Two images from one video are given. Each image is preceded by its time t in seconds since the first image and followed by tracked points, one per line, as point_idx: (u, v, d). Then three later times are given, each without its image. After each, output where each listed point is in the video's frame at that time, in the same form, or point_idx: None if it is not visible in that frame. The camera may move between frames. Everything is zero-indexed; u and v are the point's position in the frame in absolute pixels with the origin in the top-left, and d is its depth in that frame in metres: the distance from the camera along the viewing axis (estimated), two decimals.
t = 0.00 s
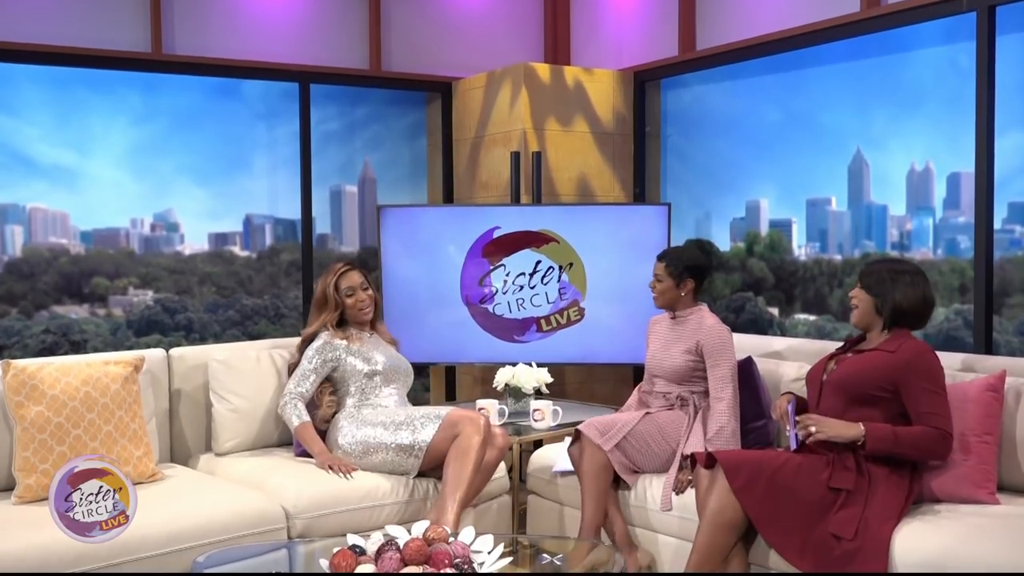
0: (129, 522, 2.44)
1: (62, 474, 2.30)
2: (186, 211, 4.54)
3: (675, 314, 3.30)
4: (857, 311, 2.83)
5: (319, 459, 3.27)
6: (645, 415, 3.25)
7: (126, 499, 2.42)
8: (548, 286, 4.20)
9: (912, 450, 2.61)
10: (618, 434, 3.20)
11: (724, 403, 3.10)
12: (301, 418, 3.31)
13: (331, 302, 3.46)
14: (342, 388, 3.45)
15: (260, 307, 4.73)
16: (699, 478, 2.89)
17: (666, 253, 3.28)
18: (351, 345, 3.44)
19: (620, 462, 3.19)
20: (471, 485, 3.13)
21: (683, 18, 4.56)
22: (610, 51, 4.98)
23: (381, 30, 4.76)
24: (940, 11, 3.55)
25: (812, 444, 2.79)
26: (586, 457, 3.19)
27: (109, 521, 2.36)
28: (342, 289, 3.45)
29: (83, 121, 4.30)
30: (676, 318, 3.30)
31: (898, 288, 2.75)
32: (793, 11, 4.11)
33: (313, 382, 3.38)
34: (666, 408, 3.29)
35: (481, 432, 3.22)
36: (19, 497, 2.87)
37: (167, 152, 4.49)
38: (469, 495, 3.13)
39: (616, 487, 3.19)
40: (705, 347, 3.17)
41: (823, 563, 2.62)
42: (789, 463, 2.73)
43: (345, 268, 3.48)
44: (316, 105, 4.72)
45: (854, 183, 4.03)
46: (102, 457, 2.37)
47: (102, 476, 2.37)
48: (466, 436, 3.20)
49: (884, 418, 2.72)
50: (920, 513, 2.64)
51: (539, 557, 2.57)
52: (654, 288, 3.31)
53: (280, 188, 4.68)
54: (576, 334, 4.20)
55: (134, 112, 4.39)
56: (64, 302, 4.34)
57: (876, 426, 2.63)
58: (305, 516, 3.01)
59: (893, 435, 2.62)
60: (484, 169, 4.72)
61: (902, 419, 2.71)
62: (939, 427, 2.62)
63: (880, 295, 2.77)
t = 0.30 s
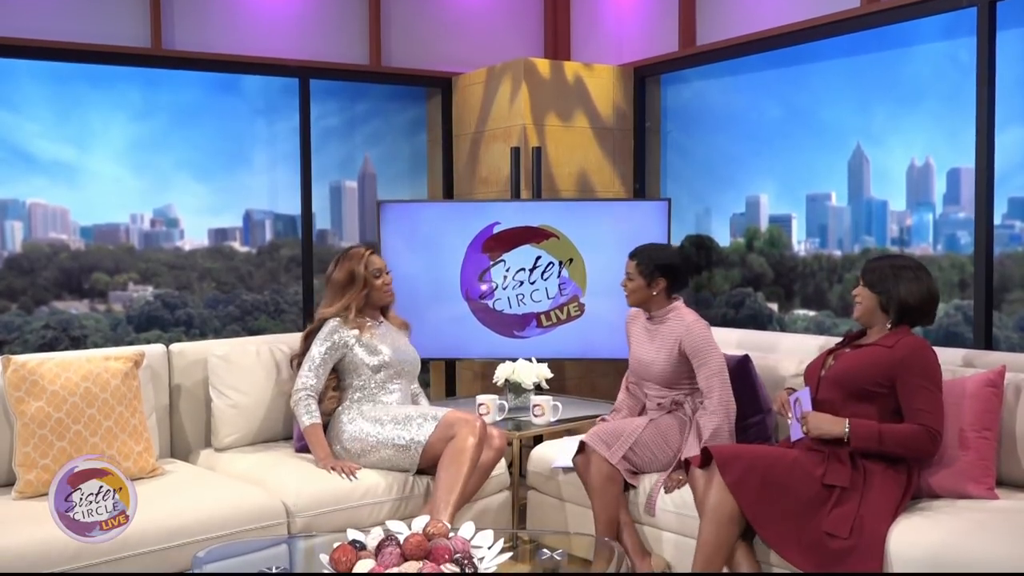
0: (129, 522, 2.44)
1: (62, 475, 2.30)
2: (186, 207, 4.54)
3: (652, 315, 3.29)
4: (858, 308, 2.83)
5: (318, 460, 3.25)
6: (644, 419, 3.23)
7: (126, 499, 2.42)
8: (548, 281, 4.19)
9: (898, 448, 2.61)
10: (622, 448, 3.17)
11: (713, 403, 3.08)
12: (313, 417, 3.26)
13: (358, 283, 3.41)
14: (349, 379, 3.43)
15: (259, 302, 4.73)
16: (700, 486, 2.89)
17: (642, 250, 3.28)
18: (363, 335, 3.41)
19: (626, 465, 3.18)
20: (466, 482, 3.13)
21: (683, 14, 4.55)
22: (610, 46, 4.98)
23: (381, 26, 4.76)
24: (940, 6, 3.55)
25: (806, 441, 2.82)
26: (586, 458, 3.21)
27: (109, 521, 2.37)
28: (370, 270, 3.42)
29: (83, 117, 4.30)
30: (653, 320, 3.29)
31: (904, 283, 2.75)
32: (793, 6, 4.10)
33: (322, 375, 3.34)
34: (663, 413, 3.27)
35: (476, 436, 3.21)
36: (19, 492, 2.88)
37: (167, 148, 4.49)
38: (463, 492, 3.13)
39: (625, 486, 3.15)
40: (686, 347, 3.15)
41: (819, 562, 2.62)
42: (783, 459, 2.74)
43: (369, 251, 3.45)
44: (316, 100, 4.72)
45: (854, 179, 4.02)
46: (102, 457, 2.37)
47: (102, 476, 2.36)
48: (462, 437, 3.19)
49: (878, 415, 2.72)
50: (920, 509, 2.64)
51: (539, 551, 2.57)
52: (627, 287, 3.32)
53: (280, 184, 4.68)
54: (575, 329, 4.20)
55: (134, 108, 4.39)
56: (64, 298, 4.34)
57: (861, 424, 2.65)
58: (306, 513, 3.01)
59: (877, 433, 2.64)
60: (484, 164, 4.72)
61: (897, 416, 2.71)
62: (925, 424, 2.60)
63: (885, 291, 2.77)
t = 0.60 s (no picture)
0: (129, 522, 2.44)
1: (62, 475, 2.29)
2: (186, 201, 4.54)
3: (630, 322, 3.26)
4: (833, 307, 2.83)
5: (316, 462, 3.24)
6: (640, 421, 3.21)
7: (126, 499, 2.41)
8: (548, 276, 4.20)
9: (888, 448, 2.65)
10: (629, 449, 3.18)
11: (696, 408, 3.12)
12: (317, 417, 3.23)
13: (379, 269, 3.35)
14: (355, 374, 3.39)
15: (260, 297, 4.73)
16: (708, 494, 2.85)
17: (611, 252, 3.24)
18: (376, 327, 3.37)
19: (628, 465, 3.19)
20: (467, 479, 3.14)
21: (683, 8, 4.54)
22: (610, 41, 4.97)
23: (380, 21, 4.75)
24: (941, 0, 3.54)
25: (799, 442, 2.84)
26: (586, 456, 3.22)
27: (109, 521, 2.37)
28: (392, 255, 3.37)
29: (82, 111, 4.29)
30: (631, 325, 3.26)
31: (877, 273, 2.74)
32: None
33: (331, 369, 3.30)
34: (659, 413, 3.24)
35: (473, 443, 3.18)
36: (20, 487, 2.88)
37: (166, 143, 4.48)
38: (463, 489, 3.14)
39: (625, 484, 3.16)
40: (668, 355, 3.13)
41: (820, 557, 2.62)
42: (792, 455, 2.72)
43: (391, 236, 3.40)
44: (316, 95, 4.71)
45: (854, 174, 4.02)
46: (102, 457, 2.36)
47: (102, 476, 2.36)
48: (462, 440, 3.18)
49: (866, 415, 2.73)
50: (918, 504, 2.66)
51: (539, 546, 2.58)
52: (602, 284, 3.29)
53: (279, 179, 4.67)
54: (575, 324, 4.20)
55: (133, 102, 4.39)
56: (64, 293, 4.34)
57: (851, 427, 2.68)
58: (307, 510, 3.01)
59: (867, 433, 2.66)
60: (484, 159, 4.72)
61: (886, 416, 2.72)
62: (913, 421, 2.63)
63: (859, 285, 2.76)
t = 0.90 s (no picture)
0: (130, 522, 2.38)
1: (62, 474, 2.25)
2: (185, 196, 4.54)
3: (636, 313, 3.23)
4: (808, 305, 2.77)
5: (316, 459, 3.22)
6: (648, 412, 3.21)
7: (126, 499, 2.36)
8: (548, 271, 4.20)
9: (863, 449, 2.63)
10: (640, 442, 3.16)
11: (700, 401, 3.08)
12: (328, 410, 3.22)
13: (416, 255, 3.35)
14: (364, 361, 3.40)
15: (259, 292, 4.73)
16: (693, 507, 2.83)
17: (618, 239, 3.23)
18: (393, 315, 3.36)
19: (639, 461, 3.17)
20: (461, 472, 3.14)
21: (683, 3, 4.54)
22: (610, 36, 4.97)
23: (380, 16, 4.75)
24: None
25: (778, 449, 2.81)
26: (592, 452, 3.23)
27: (109, 521, 2.31)
28: (425, 241, 3.37)
29: (82, 106, 4.29)
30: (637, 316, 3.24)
31: (850, 267, 2.69)
32: None
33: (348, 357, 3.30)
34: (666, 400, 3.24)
35: (466, 436, 3.18)
36: (20, 481, 2.89)
37: (166, 138, 4.48)
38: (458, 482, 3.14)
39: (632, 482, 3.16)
40: (677, 344, 3.10)
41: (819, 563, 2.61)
42: (770, 466, 2.68)
43: (421, 221, 3.40)
44: (316, 90, 4.71)
45: (854, 168, 4.02)
46: (103, 456, 2.31)
47: (103, 476, 2.31)
48: (455, 434, 3.18)
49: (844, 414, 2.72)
50: (918, 501, 2.66)
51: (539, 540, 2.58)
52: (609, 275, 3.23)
53: (279, 174, 4.67)
54: (575, 319, 4.20)
55: (133, 97, 4.38)
56: (64, 288, 4.34)
57: (824, 432, 2.65)
58: (307, 506, 3.01)
59: (839, 437, 2.64)
60: (484, 154, 4.71)
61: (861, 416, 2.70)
62: (888, 421, 2.62)
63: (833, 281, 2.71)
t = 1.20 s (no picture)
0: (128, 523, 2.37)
1: (61, 475, 2.23)
2: (186, 189, 4.53)
3: (669, 296, 3.31)
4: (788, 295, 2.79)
5: (315, 449, 3.26)
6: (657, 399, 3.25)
7: (125, 499, 2.35)
8: (548, 265, 4.20)
9: (838, 450, 2.63)
10: (643, 425, 3.21)
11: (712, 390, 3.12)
12: (314, 405, 3.26)
13: (400, 257, 3.39)
14: (354, 359, 3.41)
15: (259, 286, 4.74)
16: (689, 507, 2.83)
17: (657, 231, 3.26)
18: (375, 312, 3.37)
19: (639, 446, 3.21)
20: (460, 468, 3.14)
21: None
22: (610, 29, 4.96)
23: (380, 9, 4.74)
24: None
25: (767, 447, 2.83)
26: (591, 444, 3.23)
27: (109, 521, 2.30)
28: (407, 243, 3.40)
29: (82, 100, 4.28)
30: (670, 298, 3.31)
31: (824, 261, 2.69)
32: None
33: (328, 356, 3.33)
34: (675, 389, 3.28)
35: (466, 431, 3.18)
36: (21, 475, 2.89)
37: (166, 131, 4.47)
38: (458, 477, 3.14)
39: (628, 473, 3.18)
40: (701, 330, 3.16)
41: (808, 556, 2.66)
42: (757, 463, 2.72)
43: (405, 222, 3.41)
44: (316, 83, 4.71)
45: (855, 162, 4.02)
46: (101, 458, 2.30)
47: (101, 476, 2.30)
48: (454, 429, 3.18)
49: (827, 415, 2.71)
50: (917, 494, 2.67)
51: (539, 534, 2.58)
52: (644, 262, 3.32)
53: (279, 166, 4.67)
54: (575, 313, 4.20)
55: (132, 91, 4.37)
56: (64, 281, 4.34)
57: (796, 432, 2.68)
58: (307, 499, 3.02)
59: (812, 438, 2.65)
60: (484, 147, 4.71)
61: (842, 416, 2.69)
62: (859, 422, 2.60)
63: (807, 274, 2.72)
